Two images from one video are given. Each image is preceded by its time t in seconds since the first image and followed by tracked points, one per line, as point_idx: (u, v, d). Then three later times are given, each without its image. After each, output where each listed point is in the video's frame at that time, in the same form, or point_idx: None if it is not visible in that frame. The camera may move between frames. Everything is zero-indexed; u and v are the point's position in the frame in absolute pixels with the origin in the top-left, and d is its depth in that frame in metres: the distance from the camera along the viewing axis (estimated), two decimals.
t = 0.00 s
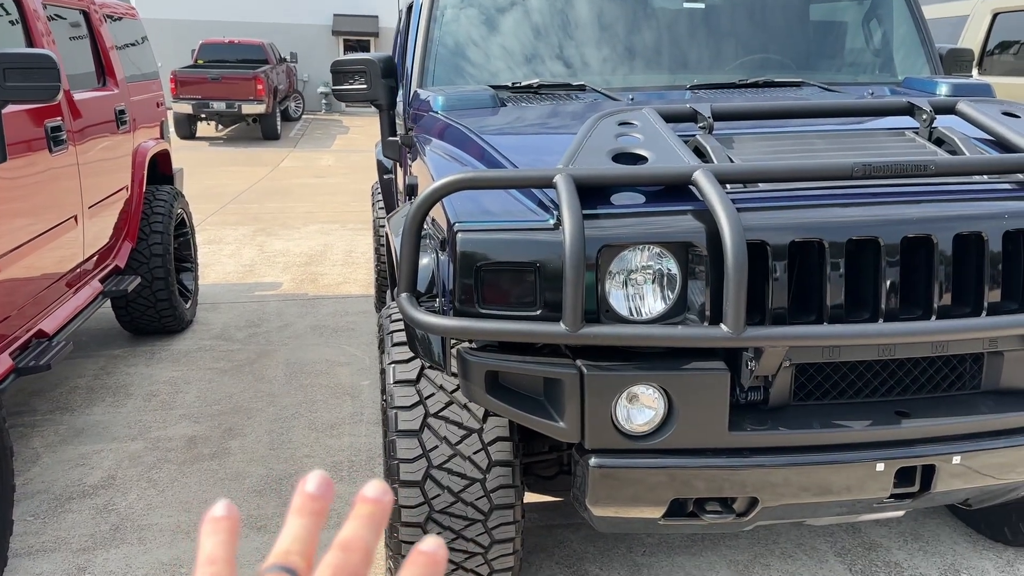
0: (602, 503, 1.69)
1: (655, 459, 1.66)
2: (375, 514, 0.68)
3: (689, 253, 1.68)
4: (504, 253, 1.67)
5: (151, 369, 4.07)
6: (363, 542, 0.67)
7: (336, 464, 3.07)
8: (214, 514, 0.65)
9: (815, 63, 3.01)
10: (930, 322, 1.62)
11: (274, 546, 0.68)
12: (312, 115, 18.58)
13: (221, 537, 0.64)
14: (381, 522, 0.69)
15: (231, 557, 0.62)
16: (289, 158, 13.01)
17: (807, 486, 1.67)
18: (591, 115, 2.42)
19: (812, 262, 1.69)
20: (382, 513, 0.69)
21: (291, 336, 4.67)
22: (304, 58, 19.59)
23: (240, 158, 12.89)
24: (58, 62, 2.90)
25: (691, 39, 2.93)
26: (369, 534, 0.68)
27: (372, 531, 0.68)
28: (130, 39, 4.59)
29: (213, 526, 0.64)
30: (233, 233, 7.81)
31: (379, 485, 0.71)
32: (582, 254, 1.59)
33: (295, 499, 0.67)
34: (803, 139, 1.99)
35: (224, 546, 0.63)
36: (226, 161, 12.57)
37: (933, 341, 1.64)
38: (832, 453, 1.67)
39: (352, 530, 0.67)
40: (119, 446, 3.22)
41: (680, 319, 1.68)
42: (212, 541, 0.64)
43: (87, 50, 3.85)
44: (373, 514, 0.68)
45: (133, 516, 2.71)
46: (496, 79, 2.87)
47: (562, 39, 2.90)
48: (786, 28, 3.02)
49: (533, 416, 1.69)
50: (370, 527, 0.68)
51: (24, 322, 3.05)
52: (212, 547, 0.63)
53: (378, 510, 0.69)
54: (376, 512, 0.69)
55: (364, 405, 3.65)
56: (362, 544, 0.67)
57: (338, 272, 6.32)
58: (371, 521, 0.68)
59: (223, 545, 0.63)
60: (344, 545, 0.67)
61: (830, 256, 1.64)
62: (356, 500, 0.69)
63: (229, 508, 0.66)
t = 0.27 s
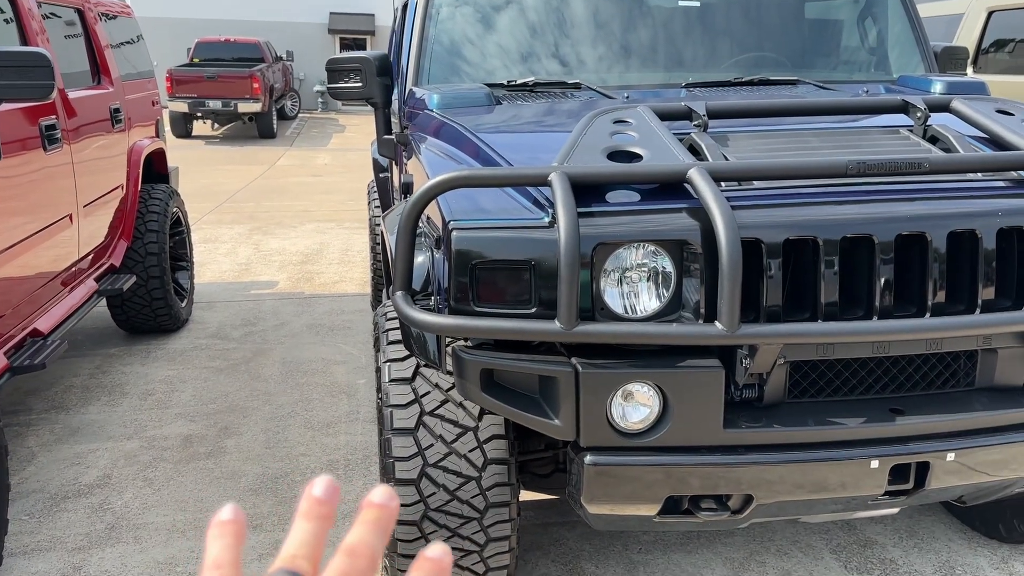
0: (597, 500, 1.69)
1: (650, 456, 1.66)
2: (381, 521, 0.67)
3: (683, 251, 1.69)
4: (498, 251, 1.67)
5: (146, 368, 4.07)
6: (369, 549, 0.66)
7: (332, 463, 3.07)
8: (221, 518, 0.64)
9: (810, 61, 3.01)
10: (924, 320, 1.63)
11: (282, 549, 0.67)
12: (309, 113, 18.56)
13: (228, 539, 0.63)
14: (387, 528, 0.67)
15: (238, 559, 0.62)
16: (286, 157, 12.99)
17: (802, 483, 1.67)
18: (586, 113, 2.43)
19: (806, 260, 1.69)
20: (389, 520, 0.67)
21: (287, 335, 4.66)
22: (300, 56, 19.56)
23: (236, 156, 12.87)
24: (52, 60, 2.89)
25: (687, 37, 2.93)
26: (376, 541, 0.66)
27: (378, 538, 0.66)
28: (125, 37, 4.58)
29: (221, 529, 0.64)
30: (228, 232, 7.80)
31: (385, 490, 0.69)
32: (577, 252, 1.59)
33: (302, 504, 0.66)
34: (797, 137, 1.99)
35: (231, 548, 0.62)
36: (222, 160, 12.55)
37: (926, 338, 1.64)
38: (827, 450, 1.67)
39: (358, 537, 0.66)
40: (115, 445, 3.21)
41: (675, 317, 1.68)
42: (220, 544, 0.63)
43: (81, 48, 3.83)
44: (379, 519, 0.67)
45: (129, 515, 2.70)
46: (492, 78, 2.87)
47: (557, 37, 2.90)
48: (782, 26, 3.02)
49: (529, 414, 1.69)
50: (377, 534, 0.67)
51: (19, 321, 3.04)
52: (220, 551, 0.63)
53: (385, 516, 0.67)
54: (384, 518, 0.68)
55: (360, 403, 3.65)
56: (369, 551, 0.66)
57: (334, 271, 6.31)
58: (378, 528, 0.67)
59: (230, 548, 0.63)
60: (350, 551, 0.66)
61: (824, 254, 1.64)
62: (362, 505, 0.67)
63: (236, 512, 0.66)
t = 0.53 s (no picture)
0: (592, 498, 1.69)
1: (643, 454, 1.66)
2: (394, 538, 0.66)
3: (677, 248, 1.69)
4: (493, 249, 1.67)
5: (140, 367, 4.05)
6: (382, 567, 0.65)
7: (327, 462, 3.06)
8: (234, 530, 0.64)
9: (804, 59, 3.02)
10: (917, 317, 1.63)
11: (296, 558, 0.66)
12: (303, 111, 18.51)
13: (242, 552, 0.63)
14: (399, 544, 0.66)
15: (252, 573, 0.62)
16: (280, 155, 12.96)
17: (796, 480, 1.67)
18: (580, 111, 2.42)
19: (800, 257, 1.69)
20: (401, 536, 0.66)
21: (282, 334, 4.65)
22: (294, 54, 19.50)
23: (230, 155, 12.83)
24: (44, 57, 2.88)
25: (681, 35, 2.93)
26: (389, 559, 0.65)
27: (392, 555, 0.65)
28: (118, 35, 4.56)
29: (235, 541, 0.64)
30: (222, 230, 7.78)
31: (397, 504, 0.67)
32: (571, 250, 1.59)
33: (314, 517, 0.65)
34: (791, 134, 1.99)
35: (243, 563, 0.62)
36: (216, 158, 12.51)
37: (919, 335, 1.64)
38: (821, 447, 1.68)
39: (371, 551, 0.65)
40: (108, 445, 3.20)
41: (669, 315, 1.68)
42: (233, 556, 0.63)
43: (73, 46, 3.81)
44: (392, 536, 0.66)
45: (122, 514, 2.69)
46: (486, 75, 2.87)
47: (552, 35, 2.90)
48: (776, 24, 3.02)
49: (523, 411, 1.69)
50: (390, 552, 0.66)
51: (11, 320, 3.03)
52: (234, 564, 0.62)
53: (397, 533, 0.66)
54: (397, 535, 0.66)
55: (355, 402, 3.64)
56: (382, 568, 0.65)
57: (329, 269, 6.30)
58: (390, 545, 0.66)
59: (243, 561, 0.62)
60: (362, 565, 0.65)
61: (818, 251, 1.64)
62: (374, 519, 0.66)
63: (249, 524, 0.65)
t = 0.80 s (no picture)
0: (588, 497, 1.69)
1: (639, 452, 1.66)
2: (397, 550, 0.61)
3: (674, 246, 1.68)
4: (489, 247, 1.66)
5: (135, 366, 4.04)
6: None
7: (322, 461, 3.05)
8: (234, 538, 0.59)
9: (800, 57, 3.02)
10: (914, 315, 1.63)
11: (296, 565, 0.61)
12: (298, 109, 18.48)
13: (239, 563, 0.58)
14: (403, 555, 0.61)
15: None
16: (276, 154, 12.93)
17: (793, 479, 1.67)
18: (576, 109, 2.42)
19: (796, 255, 1.69)
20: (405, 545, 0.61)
21: (277, 332, 4.64)
22: (289, 52, 19.46)
23: (225, 153, 12.80)
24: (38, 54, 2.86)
25: (677, 33, 2.93)
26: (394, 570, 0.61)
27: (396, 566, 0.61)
28: (113, 33, 4.54)
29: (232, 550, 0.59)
30: (217, 229, 7.76)
31: (398, 510, 0.62)
32: (567, 248, 1.58)
33: (313, 526, 0.60)
34: (787, 132, 1.99)
35: None
36: (210, 157, 12.48)
37: (916, 333, 1.64)
38: (817, 446, 1.68)
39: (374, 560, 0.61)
40: (103, 444, 3.19)
41: (665, 313, 1.68)
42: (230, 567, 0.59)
43: (68, 43, 3.79)
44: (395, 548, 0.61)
45: (117, 514, 2.68)
46: (482, 74, 2.86)
47: (548, 33, 2.89)
48: (772, 22, 3.02)
49: (519, 410, 1.68)
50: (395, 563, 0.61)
51: (5, 319, 3.01)
52: None
53: (400, 544, 0.61)
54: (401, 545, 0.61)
55: (351, 401, 3.63)
56: None
57: (325, 268, 6.29)
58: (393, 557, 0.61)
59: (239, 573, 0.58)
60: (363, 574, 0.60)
61: (814, 249, 1.64)
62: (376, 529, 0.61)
63: (248, 531, 0.60)
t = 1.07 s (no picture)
0: (585, 496, 1.69)
1: (635, 452, 1.65)
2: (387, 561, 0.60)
3: (670, 245, 1.68)
4: (485, 245, 1.66)
5: (130, 365, 4.02)
6: None
7: (318, 460, 3.05)
8: (216, 547, 0.58)
9: (796, 56, 3.01)
10: (910, 314, 1.63)
11: None
12: (294, 107, 18.43)
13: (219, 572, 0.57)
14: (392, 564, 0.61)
15: None
16: (271, 151, 12.90)
17: (789, 478, 1.67)
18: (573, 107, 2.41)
19: (793, 254, 1.69)
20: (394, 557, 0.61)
21: (273, 331, 4.62)
22: (285, 50, 19.41)
23: (220, 151, 12.76)
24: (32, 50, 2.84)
25: (673, 31, 2.92)
26: None
27: None
28: (108, 30, 4.52)
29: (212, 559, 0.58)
30: (212, 227, 7.73)
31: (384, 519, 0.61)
32: (564, 247, 1.58)
33: (298, 534, 0.59)
34: (784, 131, 1.99)
35: None
36: (205, 154, 12.44)
37: (913, 332, 1.64)
38: (814, 445, 1.67)
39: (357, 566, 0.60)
40: (98, 443, 3.17)
41: (662, 312, 1.67)
42: None
43: (62, 40, 3.77)
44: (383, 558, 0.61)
45: (112, 513, 2.67)
46: (478, 71, 2.85)
47: (544, 31, 2.89)
48: (768, 20, 3.02)
49: (516, 410, 1.68)
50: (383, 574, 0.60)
51: None
52: None
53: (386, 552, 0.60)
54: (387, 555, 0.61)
55: (347, 399, 3.62)
56: None
57: (320, 266, 6.27)
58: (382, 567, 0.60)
59: None
60: None
61: (811, 248, 1.63)
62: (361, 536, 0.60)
63: (231, 540, 0.59)
